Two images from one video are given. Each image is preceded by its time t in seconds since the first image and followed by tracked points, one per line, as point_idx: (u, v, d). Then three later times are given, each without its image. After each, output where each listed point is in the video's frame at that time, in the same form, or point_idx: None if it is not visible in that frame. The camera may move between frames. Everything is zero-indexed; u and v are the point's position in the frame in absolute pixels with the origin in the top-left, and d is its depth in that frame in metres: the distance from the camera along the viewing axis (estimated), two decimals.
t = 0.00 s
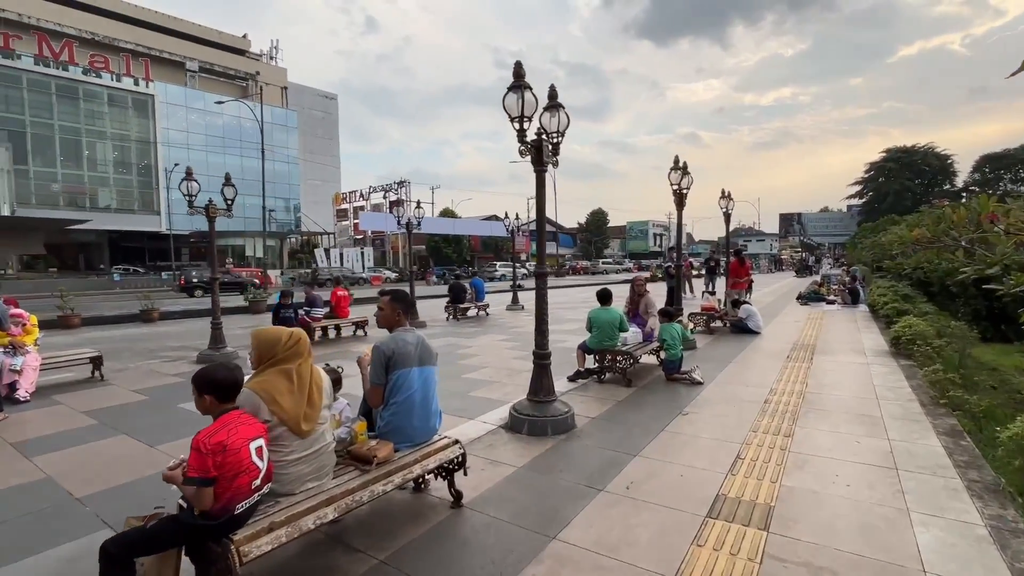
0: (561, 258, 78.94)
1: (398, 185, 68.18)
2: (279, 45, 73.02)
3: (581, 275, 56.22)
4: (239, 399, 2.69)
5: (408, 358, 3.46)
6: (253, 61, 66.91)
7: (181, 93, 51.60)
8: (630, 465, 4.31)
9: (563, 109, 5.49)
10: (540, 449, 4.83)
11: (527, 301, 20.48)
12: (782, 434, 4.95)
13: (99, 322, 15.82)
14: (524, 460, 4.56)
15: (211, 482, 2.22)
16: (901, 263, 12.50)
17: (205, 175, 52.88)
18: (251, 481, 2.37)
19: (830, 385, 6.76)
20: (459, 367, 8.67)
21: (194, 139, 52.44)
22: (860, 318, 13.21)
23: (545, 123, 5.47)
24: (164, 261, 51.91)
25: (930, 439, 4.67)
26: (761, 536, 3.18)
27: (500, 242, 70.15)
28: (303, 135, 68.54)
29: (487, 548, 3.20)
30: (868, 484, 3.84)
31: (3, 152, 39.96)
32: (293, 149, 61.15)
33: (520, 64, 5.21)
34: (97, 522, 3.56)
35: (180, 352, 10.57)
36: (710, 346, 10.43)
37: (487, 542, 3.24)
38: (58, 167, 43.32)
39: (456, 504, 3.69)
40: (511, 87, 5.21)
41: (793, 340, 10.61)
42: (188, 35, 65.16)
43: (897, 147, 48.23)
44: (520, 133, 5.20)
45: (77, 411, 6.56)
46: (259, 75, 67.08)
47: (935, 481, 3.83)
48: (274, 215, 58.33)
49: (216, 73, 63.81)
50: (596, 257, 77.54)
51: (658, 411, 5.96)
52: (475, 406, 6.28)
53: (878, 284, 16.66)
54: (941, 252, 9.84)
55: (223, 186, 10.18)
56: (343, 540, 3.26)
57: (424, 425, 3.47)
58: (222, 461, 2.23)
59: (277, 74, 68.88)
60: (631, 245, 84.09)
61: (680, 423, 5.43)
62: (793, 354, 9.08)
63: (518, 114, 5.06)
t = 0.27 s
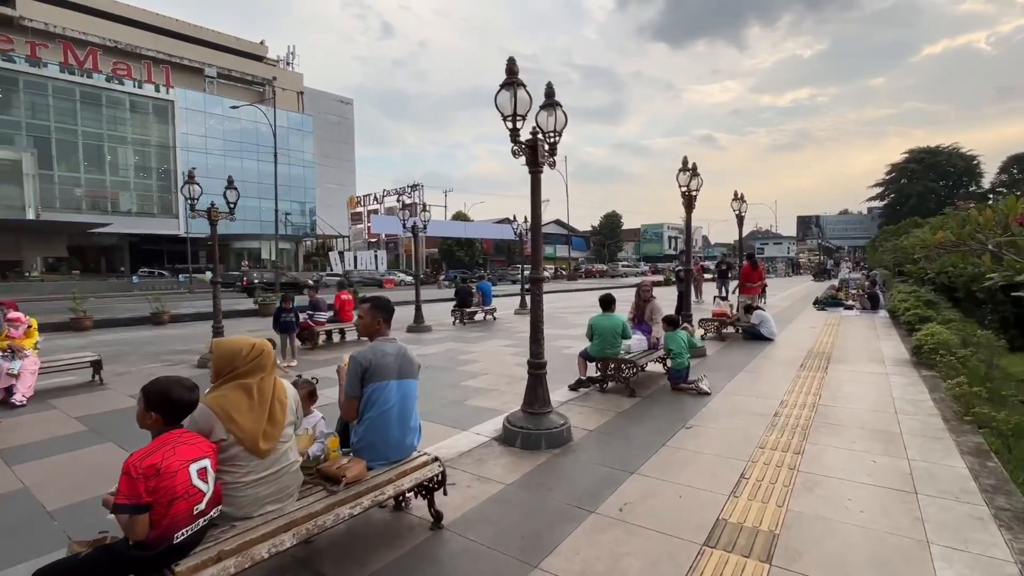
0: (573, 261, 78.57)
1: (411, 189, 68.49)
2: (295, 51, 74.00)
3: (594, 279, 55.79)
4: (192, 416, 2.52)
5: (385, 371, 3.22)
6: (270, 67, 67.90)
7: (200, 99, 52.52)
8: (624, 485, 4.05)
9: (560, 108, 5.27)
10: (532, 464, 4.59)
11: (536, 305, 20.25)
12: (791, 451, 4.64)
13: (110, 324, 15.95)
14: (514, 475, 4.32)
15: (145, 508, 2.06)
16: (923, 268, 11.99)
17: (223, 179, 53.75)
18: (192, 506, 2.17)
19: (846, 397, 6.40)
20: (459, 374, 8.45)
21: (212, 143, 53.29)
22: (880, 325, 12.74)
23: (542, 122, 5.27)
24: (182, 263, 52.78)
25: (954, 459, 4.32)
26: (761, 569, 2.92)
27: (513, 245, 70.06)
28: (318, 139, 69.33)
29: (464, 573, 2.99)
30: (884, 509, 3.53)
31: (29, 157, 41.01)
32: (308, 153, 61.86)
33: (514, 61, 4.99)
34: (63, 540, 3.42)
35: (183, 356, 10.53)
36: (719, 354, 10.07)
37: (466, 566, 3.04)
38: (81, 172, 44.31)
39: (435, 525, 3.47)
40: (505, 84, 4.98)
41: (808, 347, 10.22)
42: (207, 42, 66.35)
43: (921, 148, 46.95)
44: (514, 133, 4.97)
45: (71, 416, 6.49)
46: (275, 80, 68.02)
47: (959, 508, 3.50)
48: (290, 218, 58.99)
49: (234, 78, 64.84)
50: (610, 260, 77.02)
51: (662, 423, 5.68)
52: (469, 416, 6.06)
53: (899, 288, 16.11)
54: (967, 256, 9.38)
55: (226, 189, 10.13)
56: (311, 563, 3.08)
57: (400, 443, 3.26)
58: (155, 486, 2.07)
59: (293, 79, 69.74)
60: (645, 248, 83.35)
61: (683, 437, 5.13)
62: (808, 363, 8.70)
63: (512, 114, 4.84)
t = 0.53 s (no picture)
0: (585, 263, 78.15)
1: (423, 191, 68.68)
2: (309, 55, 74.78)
3: (606, 281, 55.36)
4: (145, 429, 2.33)
5: (363, 380, 2.99)
6: (285, 70, 68.68)
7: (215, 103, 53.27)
8: (622, 501, 3.79)
9: (558, 102, 5.07)
10: (526, 477, 4.34)
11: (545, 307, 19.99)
12: (804, 467, 4.33)
13: (120, 325, 16.09)
14: (505, 489, 4.08)
15: (74, 534, 1.87)
16: (946, 270, 11.51)
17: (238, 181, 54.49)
18: (129, 530, 1.97)
19: (865, 406, 6.04)
20: (460, 378, 8.23)
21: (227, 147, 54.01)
22: (901, 329, 12.26)
23: (539, 116, 5.07)
24: (198, 265, 53.52)
25: (983, 478, 3.98)
26: None
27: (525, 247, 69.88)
28: (332, 142, 69.97)
29: None
30: (904, 533, 3.23)
31: (51, 162, 41.93)
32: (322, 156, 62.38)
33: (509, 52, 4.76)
34: (30, 551, 3.28)
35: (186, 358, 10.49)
36: (730, 358, 9.71)
37: None
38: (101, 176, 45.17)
39: (416, 545, 3.25)
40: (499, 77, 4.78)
41: (825, 353, 9.82)
42: (223, 47, 67.33)
43: (943, 146, 45.70)
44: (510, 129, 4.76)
45: (65, 419, 6.42)
46: (290, 84, 68.77)
47: (989, 534, 3.18)
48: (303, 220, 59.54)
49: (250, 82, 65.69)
50: (622, 262, 76.45)
51: (667, 433, 5.40)
52: (466, 422, 5.83)
53: (920, 291, 15.57)
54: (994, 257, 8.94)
55: (228, 190, 10.08)
56: None
57: (377, 456, 3.04)
58: (87, 508, 1.89)
59: (307, 83, 70.44)
60: (658, 249, 82.58)
61: (689, 449, 4.85)
62: (824, 369, 8.34)
63: (506, 108, 4.60)
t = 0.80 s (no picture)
0: (597, 264, 77.70)
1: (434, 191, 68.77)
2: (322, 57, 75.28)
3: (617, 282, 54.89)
4: (86, 446, 2.11)
5: (336, 391, 2.77)
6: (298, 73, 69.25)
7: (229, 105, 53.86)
8: (618, 520, 3.53)
9: (557, 94, 4.84)
10: (517, 489, 4.09)
11: (552, 309, 19.73)
12: (817, 483, 4.02)
13: (129, 326, 16.17)
14: (495, 503, 3.84)
15: None
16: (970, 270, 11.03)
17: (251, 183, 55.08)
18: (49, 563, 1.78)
19: (884, 416, 5.69)
20: (460, 383, 8.00)
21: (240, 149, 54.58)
22: (921, 333, 11.79)
23: (536, 110, 4.85)
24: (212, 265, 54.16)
25: (1017, 498, 3.65)
26: None
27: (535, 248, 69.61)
28: (344, 144, 70.49)
29: None
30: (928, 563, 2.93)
31: (70, 164, 42.65)
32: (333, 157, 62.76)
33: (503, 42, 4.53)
34: None
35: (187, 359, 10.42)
36: (740, 362, 9.34)
37: None
38: (117, 178, 45.86)
39: (393, 566, 3.02)
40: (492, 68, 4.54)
41: (841, 357, 9.42)
42: (237, 51, 68.05)
43: (965, 144, 44.46)
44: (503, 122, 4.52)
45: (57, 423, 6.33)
46: (303, 86, 69.33)
47: None
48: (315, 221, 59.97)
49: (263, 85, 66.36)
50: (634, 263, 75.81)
51: (671, 442, 5.11)
52: (460, 430, 5.60)
53: (941, 292, 15.03)
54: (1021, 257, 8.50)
55: (228, 190, 10.00)
56: None
57: (349, 472, 2.81)
58: None
59: (319, 85, 70.86)
60: (670, 250, 81.76)
61: (694, 462, 4.56)
62: (839, 374, 7.97)
63: (498, 100, 4.36)
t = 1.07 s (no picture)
0: (608, 263, 77.17)
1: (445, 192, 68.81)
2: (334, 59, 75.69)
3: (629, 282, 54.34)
4: (16, 463, 1.95)
5: (299, 402, 2.59)
6: (310, 75, 69.79)
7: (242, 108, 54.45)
8: (610, 539, 3.29)
9: (551, 86, 4.64)
10: (506, 502, 3.89)
11: (560, 309, 19.46)
12: (828, 500, 3.74)
13: (137, 326, 16.24)
14: (482, 518, 3.63)
15: None
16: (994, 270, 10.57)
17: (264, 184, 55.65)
18: None
19: (901, 424, 5.38)
20: (459, 386, 7.81)
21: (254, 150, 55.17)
22: (942, 335, 11.33)
23: (528, 103, 4.65)
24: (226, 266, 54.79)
25: None
26: None
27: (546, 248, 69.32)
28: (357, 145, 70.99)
29: None
30: None
31: (88, 167, 43.36)
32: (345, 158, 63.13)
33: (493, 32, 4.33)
34: None
35: (189, 360, 10.36)
36: (750, 365, 9.03)
37: None
38: (134, 180, 46.52)
39: None
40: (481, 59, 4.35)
41: (857, 360, 9.06)
42: (251, 53, 68.73)
43: (988, 140, 43.22)
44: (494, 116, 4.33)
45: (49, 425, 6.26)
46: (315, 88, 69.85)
47: None
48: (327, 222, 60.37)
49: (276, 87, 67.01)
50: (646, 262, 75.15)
51: (674, 451, 4.86)
52: (454, 436, 5.40)
53: (962, 292, 14.50)
54: None
55: (228, 191, 9.93)
56: None
57: (314, 487, 2.62)
58: None
59: (331, 86, 71.28)
60: (682, 250, 80.89)
61: (695, 473, 4.31)
62: (854, 379, 7.63)
63: (486, 92, 4.15)
